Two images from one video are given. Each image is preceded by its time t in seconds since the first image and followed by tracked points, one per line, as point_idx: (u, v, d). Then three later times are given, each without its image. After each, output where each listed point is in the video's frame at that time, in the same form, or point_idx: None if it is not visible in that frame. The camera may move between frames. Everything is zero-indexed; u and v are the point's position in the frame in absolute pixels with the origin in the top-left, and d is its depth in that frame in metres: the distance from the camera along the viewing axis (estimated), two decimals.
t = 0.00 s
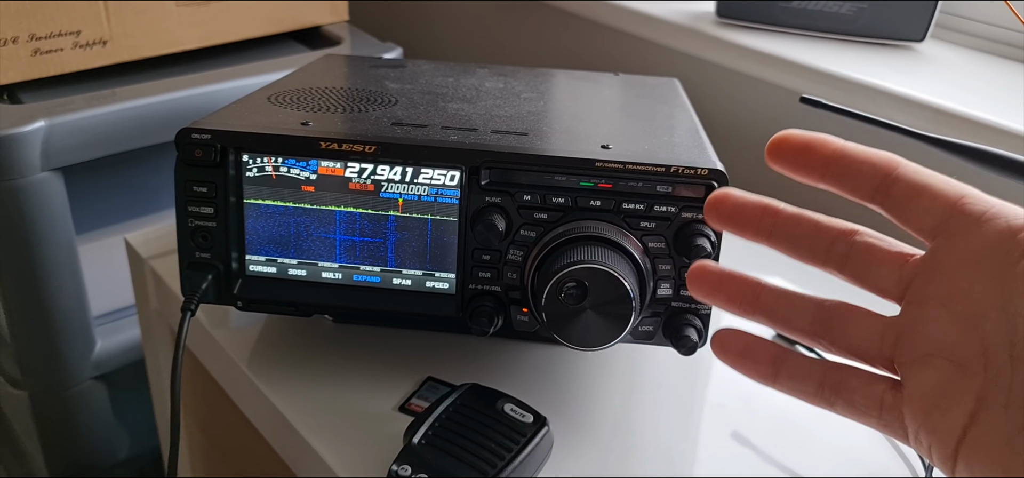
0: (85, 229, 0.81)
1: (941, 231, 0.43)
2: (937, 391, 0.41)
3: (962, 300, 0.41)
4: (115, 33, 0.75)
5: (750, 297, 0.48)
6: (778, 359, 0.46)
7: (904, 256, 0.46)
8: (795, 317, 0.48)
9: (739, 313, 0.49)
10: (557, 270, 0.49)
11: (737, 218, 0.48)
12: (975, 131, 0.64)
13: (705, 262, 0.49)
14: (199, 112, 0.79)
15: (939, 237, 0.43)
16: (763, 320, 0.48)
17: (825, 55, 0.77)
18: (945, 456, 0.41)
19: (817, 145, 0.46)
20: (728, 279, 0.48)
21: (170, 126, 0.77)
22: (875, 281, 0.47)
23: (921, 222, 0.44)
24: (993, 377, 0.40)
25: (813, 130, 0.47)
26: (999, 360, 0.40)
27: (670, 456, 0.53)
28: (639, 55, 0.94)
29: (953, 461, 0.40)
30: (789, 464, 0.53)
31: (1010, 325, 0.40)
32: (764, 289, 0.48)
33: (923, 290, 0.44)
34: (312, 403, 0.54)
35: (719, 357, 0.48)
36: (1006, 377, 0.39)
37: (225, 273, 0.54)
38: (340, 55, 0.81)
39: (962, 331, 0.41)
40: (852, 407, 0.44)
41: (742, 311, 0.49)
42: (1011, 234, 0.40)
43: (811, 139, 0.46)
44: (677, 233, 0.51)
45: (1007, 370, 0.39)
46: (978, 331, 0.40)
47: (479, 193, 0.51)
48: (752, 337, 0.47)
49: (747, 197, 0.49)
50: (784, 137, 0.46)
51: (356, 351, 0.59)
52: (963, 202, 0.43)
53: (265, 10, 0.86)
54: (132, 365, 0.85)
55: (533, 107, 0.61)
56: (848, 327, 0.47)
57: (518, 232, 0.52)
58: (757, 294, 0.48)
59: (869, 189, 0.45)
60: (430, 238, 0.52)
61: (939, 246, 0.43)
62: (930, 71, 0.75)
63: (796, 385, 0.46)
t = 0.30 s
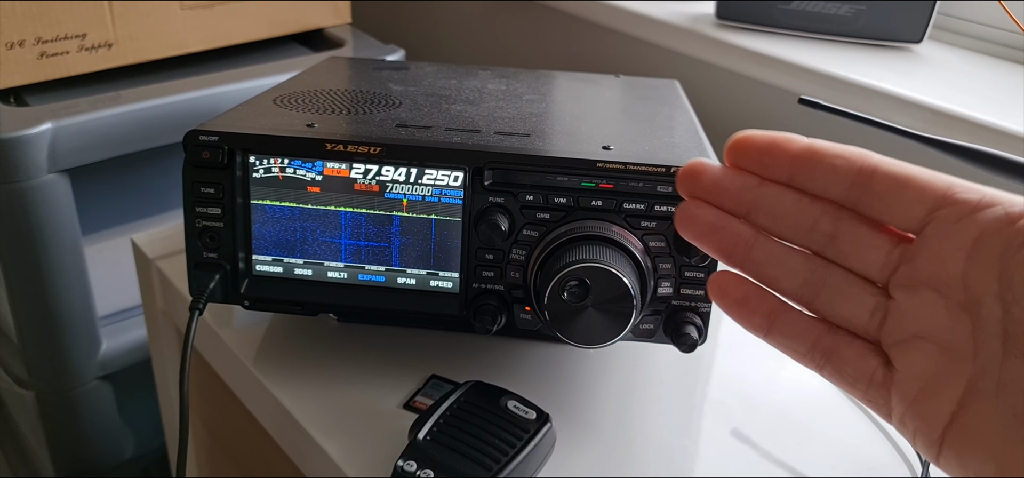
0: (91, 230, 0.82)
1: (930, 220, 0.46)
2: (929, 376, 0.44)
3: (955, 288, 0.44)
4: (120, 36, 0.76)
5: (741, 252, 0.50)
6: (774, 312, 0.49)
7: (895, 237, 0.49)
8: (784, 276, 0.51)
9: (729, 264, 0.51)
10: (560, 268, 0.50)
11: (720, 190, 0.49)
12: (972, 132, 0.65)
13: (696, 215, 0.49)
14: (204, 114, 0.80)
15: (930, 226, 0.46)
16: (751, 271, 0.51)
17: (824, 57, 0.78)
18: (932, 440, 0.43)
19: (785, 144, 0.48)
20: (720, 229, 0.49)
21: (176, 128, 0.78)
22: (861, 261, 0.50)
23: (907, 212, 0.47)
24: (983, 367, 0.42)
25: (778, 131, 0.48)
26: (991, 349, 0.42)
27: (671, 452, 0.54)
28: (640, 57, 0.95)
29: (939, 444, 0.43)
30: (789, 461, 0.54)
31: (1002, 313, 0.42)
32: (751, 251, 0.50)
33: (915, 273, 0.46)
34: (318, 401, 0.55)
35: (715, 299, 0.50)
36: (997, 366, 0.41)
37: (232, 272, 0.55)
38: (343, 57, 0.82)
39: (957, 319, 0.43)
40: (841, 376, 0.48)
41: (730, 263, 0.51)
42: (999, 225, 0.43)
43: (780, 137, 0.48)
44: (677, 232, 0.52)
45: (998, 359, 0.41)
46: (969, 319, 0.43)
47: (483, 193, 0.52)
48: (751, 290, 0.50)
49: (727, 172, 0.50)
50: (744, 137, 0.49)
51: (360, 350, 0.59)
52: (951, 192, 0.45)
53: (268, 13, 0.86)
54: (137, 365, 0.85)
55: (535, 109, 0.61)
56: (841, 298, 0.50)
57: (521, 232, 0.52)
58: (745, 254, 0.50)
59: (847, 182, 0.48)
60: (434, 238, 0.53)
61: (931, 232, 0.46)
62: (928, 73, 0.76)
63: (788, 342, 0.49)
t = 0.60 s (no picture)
0: (92, 229, 0.82)
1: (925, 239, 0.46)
2: (914, 380, 0.44)
3: (947, 302, 0.45)
4: (120, 36, 0.76)
5: (752, 255, 0.51)
6: (779, 313, 0.50)
7: (893, 252, 0.49)
8: (790, 280, 0.51)
9: (741, 264, 0.52)
10: (556, 266, 0.50)
11: (739, 198, 0.51)
12: (969, 130, 0.65)
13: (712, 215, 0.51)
14: (204, 114, 0.80)
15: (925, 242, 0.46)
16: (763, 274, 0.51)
17: (821, 55, 0.78)
18: (913, 440, 0.43)
19: (802, 162, 0.50)
20: (739, 233, 0.50)
21: (176, 127, 0.79)
22: (860, 271, 0.50)
23: (905, 229, 0.47)
24: (968, 375, 0.42)
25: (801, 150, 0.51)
26: (976, 360, 0.42)
27: (668, 449, 0.54)
28: (638, 56, 0.95)
29: (921, 444, 0.43)
30: (787, 458, 0.54)
31: (989, 325, 0.42)
32: (765, 253, 0.51)
33: (912, 287, 0.47)
34: (317, 398, 0.55)
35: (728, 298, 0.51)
36: (981, 375, 0.42)
37: (231, 271, 0.55)
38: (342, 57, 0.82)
39: (947, 329, 0.44)
40: (836, 377, 0.48)
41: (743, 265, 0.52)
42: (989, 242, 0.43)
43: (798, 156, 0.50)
44: (673, 230, 0.52)
45: (982, 368, 0.42)
46: (958, 331, 0.44)
47: (480, 192, 0.52)
48: (760, 288, 0.50)
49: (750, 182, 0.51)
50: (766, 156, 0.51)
51: (359, 347, 0.60)
52: (947, 210, 0.45)
53: (268, 13, 0.87)
54: (138, 364, 0.86)
55: (533, 107, 0.62)
56: (841, 304, 0.49)
57: (518, 229, 0.53)
58: (757, 258, 0.51)
59: (851, 199, 0.49)
60: (432, 235, 0.53)
61: (926, 251, 0.46)
62: (924, 71, 0.76)
63: (789, 341, 0.49)
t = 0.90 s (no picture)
0: (91, 230, 0.82)
1: (915, 230, 0.46)
2: (905, 375, 0.44)
3: (937, 294, 0.44)
4: (119, 37, 0.77)
5: (743, 251, 0.51)
6: (768, 311, 0.50)
7: (885, 243, 0.49)
8: (783, 277, 0.51)
9: (731, 261, 0.52)
10: (552, 265, 0.50)
11: (730, 191, 0.51)
12: (967, 129, 0.65)
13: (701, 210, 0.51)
14: (204, 114, 0.81)
15: (914, 232, 0.46)
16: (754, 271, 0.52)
17: (819, 55, 0.78)
18: (906, 435, 0.43)
19: (794, 152, 0.50)
20: (728, 230, 0.50)
21: (175, 128, 0.79)
22: (852, 263, 0.50)
23: (897, 220, 0.47)
24: (959, 369, 0.42)
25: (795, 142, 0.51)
26: (967, 354, 0.42)
27: (665, 448, 0.54)
28: (636, 55, 0.95)
29: (913, 439, 0.43)
30: (784, 457, 0.54)
31: (980, 318, 0.42)
32: (756, 249, 0.51)
33: (903, 279, 0.47)
34: (314, 397, 0.55)
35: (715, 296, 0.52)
36: (972, 369, 0.42)
37: (228, 270, 0.56)
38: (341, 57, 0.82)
39: (937, 322, 0.44)
40: (826, 374, 0.48)
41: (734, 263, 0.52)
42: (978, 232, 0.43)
43: (791, 146, 0.50)
44: (669, 229, 0.52)
45: (973, 361, 0.42)
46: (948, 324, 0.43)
47: (476, 191, 0.52)
48: (749, 286, 0.51)
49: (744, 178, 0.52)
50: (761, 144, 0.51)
51: (356, 347, 0.60)
52: (937, 201, 0.45)
53: (267, 13, 0.87)
54: (138, 364, 0.86)
55: (529, 107, 0.62)
56: (831, 300, 0.50)
57: (514, 228, 0.53)
58: (748, 254, 0.52)
59: (842, 190, 0.49)
60: (428, 235, 0.53)
61: (915, 243, 0.46)
62: (922, 70, 0.76)
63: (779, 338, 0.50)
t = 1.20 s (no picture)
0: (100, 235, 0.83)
1: (871, 240, 0.37)
2: (881, 406, 0.36)
3: (897, 313, 0.36)
4: (126, 43, 0.77)
5: (681, 314, 0.43)
6: (712, 405, 0.41)
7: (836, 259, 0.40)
8: (727, 331, 0.42)
9: (670, 331, 0.43)
10: (557, 269, 0.51)
11: (670, 219, 0.42)
12: (967, 133, 0.66)
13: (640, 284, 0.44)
14: (210, 120, 0.81)
15: (870, 241, 0.37)
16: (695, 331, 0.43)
17: (821, 59, 0.79)
18: (893, 468, 0.36)
19: (741, 138, 0.39)
20: (661, 297, 0.43)
21: (181, 133, 0.80)
22: (804, 284, 0.41)
23: (858, 226, 0.38)
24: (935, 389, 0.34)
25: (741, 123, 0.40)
26: (938, 372, 0.34)
27: (668, 449, 0.54)
28: (639, 60, 0.96)
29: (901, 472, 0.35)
30: (785, 457, 0.55)
31: (947, 335, 0.34)
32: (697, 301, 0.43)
33: (857, 297, 0.38)
34: (321, 400, 0.56)
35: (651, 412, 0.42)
36: (946, 389, 0.34)
37: (237, 275, 0.56)
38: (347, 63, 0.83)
39: (897, 343, 0.36)
40: (792, 437, 0.40)
41: (672, 329, 0.43)
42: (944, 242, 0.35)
43: (739, 130, 0.39)
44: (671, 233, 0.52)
45: (944, 376, 0.34)
46: (911, 342, 0.35)
47: (481, 196, 0.53)
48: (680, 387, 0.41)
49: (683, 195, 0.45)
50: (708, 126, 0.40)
51: (363, 350, 0.60)
52: (891, 204, 0.37)
53: (272, 19, 0.88)
54: (145, 367, 0.87)
55: (533, 112, 0.62)
56: (779, 347, 0.41)
57: (519, 233, 0.53)
58: (685, 309, 0.43)
59: (795, 189, 0.39)
60: (435, 240, 0.54)
61: (865, 253, 0.38)
62: (923, 74, 0.77)
63: (736, 421, 0.41)
